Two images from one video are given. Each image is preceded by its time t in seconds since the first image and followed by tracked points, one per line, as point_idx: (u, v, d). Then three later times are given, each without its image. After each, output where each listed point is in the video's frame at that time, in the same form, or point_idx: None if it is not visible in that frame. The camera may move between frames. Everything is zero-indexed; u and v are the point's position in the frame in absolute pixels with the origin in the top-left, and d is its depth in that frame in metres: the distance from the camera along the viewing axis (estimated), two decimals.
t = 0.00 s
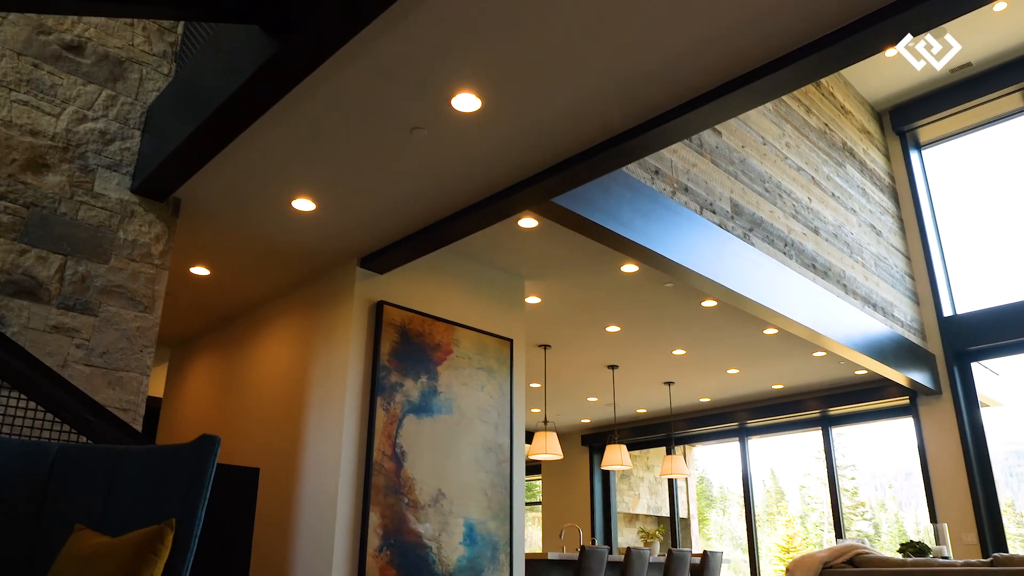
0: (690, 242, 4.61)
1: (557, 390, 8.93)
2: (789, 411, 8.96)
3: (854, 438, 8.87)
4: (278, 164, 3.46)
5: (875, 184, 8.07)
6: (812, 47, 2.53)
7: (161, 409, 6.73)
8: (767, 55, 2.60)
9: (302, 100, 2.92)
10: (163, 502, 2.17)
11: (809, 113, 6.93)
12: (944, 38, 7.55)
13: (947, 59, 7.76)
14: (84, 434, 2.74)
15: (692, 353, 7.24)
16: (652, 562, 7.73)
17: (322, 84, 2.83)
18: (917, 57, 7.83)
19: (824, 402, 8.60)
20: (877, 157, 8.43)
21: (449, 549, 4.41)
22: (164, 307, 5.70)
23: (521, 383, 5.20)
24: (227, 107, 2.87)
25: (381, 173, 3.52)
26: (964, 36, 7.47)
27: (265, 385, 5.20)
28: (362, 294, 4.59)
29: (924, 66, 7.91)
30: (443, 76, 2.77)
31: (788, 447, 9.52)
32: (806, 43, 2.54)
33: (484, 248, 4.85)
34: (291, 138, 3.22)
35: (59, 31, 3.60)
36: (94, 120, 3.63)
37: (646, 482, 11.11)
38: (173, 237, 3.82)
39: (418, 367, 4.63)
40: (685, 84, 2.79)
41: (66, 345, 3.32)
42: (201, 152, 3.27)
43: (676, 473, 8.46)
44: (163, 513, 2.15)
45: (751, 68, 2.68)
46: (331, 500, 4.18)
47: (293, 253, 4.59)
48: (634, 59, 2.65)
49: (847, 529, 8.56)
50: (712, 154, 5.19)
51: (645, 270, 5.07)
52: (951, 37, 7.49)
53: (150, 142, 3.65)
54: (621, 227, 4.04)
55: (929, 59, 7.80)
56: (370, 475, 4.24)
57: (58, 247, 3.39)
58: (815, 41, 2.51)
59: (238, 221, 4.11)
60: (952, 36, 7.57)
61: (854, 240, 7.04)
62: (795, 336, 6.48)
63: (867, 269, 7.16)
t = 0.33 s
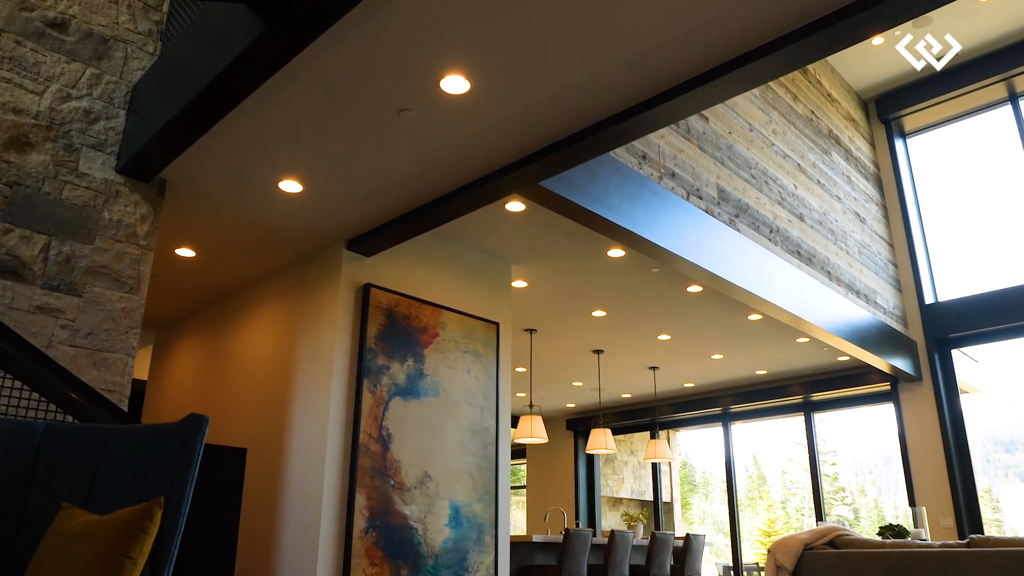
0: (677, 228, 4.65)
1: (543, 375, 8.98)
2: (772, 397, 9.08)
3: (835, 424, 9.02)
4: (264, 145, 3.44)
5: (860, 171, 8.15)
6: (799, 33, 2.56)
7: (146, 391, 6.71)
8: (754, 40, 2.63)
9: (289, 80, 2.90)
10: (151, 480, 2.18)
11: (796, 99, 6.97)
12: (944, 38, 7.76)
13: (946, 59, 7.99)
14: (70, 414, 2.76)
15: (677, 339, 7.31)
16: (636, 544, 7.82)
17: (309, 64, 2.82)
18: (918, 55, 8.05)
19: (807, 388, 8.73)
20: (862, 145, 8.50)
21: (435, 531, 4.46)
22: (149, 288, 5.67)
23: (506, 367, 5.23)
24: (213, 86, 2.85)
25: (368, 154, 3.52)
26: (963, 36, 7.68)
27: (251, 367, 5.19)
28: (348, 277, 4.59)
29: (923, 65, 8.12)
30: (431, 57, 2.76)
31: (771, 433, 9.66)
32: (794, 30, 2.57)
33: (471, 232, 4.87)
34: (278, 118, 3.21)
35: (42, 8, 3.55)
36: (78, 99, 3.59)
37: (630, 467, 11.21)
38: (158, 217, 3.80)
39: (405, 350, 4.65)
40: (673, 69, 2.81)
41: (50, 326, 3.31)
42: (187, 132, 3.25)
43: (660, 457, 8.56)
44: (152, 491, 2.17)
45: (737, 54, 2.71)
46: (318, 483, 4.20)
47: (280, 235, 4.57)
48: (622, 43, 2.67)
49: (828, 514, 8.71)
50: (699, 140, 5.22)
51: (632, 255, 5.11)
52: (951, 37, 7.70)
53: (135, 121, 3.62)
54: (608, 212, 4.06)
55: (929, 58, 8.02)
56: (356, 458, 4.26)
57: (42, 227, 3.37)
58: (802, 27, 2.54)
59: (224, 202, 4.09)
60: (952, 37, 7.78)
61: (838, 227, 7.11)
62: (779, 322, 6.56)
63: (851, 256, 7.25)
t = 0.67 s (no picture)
0: (663, 213, 4.69)
1: (527, 359, 9.02)
2: (754, 382, 9.19)
3: (816, 410, 9.16)
4: (251, 125, 3.42)
5: (844, 159, 8.22)
6: (786, 20, 2.58)
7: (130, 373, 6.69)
8: (742, 26, 2.65)
9: (277, 59, 2.89)
10: (140, 458, 2.20)
11: (782, 87, 7.01)
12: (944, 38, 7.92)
13: (947, 59, 8.07)
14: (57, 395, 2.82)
15: (661, 324, 7.37)
16: (618, 527, 7.92)
17: (297, 44, 2.80)
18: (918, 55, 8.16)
19: (789, 373, 8.85)
20: (847, 133, 8.57)
21: (420, 513, 4.50)
22: (133, 269, 5.63)
23: (492, 350, 5.26)
24: (199, 65, 2.83)
25: (356, 136, 3.51)
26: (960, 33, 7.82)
27: (236, 350, 5.19)
28: (334, 259, 4.59)
29: (923, 66, 8.20)
30: (420, 38, 2.76)
31: (752, 419, 9.79)
32: (781, 16, 2.59)
33: (457, 215, 4.88)
34: (265, 99, 3.19)
35: None
36: (62, 77, 3.55)
37: (613, 451, 11.30)
38: (143, 197, 3.78)
39: (390, 332, 4.67)
40: (661, 53, 2.83)
41: (33, 306, 3.29)
42: (172, 111, 3.23)
43: (643, 441, 8.65)
44: (139, 469, 2.18)
45: (723, 40, 2.74)
46: (303, 466, 4.22)
47: (266, 216, 4.56)
48: (611, 26, 2.68)
49: (807, 498, 8.87)
50: (685, 126, 5.25)
51: (617, 240, 5.14)
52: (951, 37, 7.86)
53: (119, 100, 3.58)
54: (594, 196, 4.08)
55: (929, 58, 8.10)
56: (341, 440, 4.29)
57: (25, 207, 3.34)
58: (789, 13, 2.57)
59: (210, 182, 4.06)
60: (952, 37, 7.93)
61: (822, 214, 7.19)
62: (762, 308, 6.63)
63: (834, 243, 7.33)
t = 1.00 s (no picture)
0: (646, 198, 4.72)
1: (510, 344, 9.07)
2: (734, 367, 9.31)
3: (795, 396, 9.31)
4: (234, 106, 3.40)
5: (826, 147, 8.30)
6: (769, 7, 2.61)
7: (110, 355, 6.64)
8: (725, 12, 2.68)
9: (260, 39, 2.87)
10: (124, 437, 2.21)
11: (765, 74, 7.06)
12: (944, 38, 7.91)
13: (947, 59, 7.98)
14: (36, 373, 2.92)
15: (643, 309, 7.44)
16: (599, 510, 8.02)
17: (281, 23, 2.79)
18: (917, 56, 8.10)
19: (769, 359, 8.98)
20: (829, 121, 8.64)
21: (402, 495, 4.54)
22: (113, 250, 5.58)
23: (474, 334, 5.29)
24: (181, 44, 2.81)
25: (340, 118, 3.50)
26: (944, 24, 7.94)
27: (218, 332, 5.17)
28: (317, 241, 4.58)
29: (923, 67, 8.13)
30: (405, 20, 2.76)
31: (732, 405, 9.93)
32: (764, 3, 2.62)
33: (442, 199, 4.89)
34: (248, 78, 3.17)
35: None
36: (41, 54, 3.50)
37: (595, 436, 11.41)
38: (124, 177, 3.74)
39: (373, 315, 4.68)
40: (645, 39, 2.85)
41: (12, 286, 3.27)
42: (153, 90, 3.20)
43: (624, 426, 8.73)
44: (122, 449, 2.19)
45: (708, 26, 2.77)
46: (285, 448, 4.23)
47: (249, 198, 4.53)
48: (596, 11, 2.70)
49: (785, 483, 9.03)
50: (669, 112, 5.28)
51: (601, 225, 5.17)
52: (950, 36, 7.83)
53: (99, 78, 3.54)
54: (578, 180, 4.11)
55: (929, 58, 8.05)
56: (324, 422, 4.30)
57: (3, 186, 3.30)
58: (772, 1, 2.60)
59: (191, 163, 4.03)
60: (951, 36, 7.91)
61: (804, 202, 7.26)
62: (744, 294, 6.71)
63: (815, 231, 7.42)
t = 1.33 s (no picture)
0: (628, 185, 4.76)
1: (492, 329, 9.11)
2: (712, 354, 9.44)
3: (772, 383, 9.46)
4: (215, 87, 3.38)
5: (807, 137, 8.38)
6: None
7: (88, 338, 6.57)
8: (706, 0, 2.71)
9: (242, 20, 2.86)
10: (103, 421, 2.20)
11: (747, 62, 7.10)
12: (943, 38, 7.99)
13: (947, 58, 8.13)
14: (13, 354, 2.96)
15: (624, 296, 7.50)
16: (578, 495, 8.12)
17: (263, 5, 2.77)
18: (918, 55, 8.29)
19: (747, 346, 9.12)
20: (810, 111, 8.72)
21: (382, 479, 4.57)
22: (91, 232, 5.51)
23: (455, 319, 5.31)
24: (161, 24, 2.78)
25: (322, 101, 3.49)
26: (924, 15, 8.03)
27: (198, 315, 5.14)
28: (299, 225, 4.57)
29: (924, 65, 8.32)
30: (388, 3, 2.76)
31: (710, 391, 10.07)
32: None
33: (424, 184, 4.89)
34: (229, 60, 3.15)
35: None
36: (17, 32, 3.45)
37: (575, 422, 11.50)
38: (102, 158, 3.70)
39: (354, 300, 4.68)
40: (627, 26, 2.87)
41: None
42: (133, 70, 3.16)
43: (604, 411, 8.83)
44: (101, 430, 2.19)
45: (689, 14, 2.79)
46: (265, 432, 4.24)
47: (230, 181, 4.50)
48: None
49: (762, 469, 9.20)
50: (652, 99, 5.31)
51: (583, 212, 5.21)
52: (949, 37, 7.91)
53: (77, 58, 3.49)
54: (560, 166, 4.13)
55: (929, 58, 8.22)
56: (304, 406, 4.32)
57: None
58: None
59: (172, 145, 4.00)
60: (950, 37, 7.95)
61: (784, 191, 7.35)
62: (724, 281, 6.79)
63: (794, 220, 7.52)
